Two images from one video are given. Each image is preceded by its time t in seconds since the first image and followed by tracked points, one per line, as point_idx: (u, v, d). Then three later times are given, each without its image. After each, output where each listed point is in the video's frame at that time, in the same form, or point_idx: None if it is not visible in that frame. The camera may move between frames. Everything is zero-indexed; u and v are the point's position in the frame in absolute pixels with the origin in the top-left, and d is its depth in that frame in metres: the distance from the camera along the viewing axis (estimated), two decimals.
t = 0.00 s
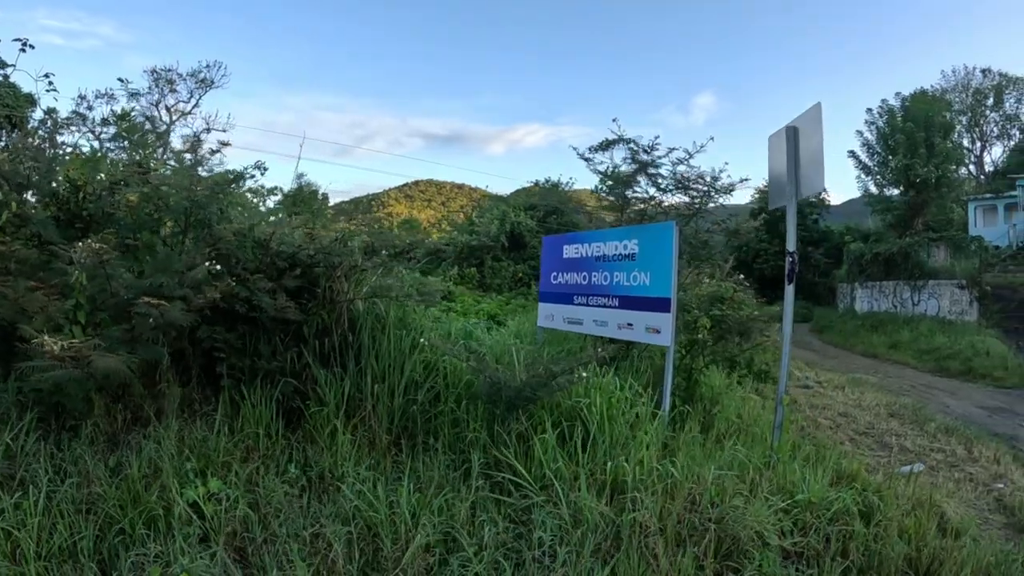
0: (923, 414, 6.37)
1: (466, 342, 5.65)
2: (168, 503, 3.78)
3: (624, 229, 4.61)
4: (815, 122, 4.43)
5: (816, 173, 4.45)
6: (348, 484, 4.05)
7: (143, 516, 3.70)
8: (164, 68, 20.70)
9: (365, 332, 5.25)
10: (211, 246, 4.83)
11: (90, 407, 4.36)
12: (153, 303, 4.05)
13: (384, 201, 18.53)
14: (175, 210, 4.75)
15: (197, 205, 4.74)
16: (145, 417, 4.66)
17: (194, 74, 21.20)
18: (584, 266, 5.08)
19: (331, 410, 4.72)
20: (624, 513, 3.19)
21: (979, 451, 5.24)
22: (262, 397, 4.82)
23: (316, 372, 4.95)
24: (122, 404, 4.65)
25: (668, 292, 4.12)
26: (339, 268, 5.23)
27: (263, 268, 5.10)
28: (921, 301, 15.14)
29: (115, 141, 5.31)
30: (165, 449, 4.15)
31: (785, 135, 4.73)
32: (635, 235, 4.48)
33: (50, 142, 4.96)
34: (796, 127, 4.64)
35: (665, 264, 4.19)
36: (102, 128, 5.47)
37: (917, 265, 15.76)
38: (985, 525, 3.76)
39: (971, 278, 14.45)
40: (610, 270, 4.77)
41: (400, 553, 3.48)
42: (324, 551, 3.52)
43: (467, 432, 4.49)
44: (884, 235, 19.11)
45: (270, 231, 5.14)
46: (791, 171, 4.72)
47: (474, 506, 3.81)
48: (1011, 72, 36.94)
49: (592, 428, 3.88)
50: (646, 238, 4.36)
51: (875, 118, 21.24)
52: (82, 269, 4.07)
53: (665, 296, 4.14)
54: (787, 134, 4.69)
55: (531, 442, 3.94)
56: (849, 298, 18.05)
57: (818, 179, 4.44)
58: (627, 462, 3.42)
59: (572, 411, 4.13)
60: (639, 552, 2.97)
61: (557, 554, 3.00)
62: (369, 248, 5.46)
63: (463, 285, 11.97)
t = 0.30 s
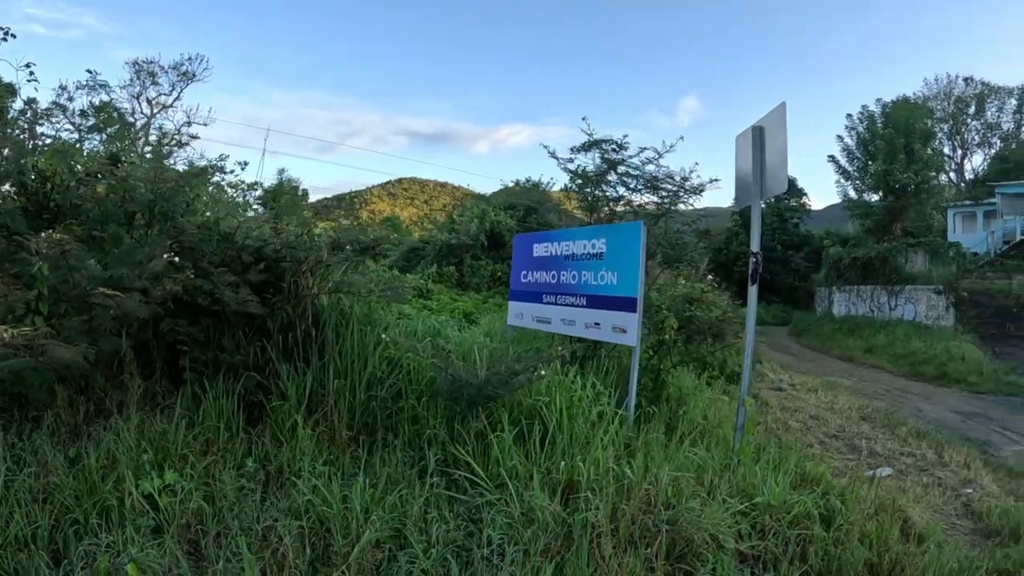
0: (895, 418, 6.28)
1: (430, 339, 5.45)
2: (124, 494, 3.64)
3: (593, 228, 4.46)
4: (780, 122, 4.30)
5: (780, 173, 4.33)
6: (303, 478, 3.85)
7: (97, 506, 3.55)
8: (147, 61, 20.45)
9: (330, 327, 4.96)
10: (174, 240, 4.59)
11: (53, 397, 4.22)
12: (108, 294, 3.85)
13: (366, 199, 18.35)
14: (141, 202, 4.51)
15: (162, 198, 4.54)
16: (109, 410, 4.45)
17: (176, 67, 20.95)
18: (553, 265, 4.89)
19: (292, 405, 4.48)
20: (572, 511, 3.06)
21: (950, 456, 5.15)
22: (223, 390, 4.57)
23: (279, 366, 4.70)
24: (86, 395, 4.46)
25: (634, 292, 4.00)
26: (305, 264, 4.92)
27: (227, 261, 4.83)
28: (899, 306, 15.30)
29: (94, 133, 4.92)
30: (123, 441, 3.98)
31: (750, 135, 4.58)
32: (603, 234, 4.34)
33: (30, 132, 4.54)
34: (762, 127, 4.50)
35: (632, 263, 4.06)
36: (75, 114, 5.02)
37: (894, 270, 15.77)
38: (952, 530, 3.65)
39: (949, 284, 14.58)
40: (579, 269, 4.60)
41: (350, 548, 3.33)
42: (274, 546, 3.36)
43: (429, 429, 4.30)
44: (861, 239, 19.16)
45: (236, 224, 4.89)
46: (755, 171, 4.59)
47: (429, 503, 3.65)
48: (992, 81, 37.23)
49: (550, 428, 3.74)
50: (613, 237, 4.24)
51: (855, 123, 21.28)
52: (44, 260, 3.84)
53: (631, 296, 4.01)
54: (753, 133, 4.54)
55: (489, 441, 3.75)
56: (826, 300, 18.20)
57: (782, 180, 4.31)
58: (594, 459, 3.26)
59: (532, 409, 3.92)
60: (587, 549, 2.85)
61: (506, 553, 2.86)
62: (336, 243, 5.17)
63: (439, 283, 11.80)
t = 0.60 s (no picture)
0: (864, 417, 6.26)
1: (394, 332, 5.28)
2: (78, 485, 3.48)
3: (561, 223, 4.35)
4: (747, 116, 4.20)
5: (746, 169, 4.23)
6: (258, 472, 3.69)
7: (49, 499, 3.37)
8: (123, 47, 19.96)
9: (292, 318, 4.71)
10: (131, 229, 4.15)
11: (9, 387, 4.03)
12: (61, 283, 3.62)
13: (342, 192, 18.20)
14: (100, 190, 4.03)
15: (121, 185, 4.12)
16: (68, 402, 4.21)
17: (152, 55, 20.60)
18: (520, 259, 4.78)
19: (252, 398, 4.26)
20: (526, 507, 2.94)
21: (918, 456, 5.11)
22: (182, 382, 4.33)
23: (240, 360, 4.47)
24: (45, 386, 4.22)
25: (599, 288, 3.88)
26: (269, 254, 4.65)
27: (187, 251, 4.50)
28: (871, 306, 15.24)
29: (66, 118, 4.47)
30: (79, 432, 3.79)
31: (717, 131, 4.50)
32: (571, 230, 4.22)
33: None
34: (729, 123, 4.42)
35: (598, 259, 3.95)
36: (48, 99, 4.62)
37: (868, 271, 15.87)
38: (917, 531, 3.59)
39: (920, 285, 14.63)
40: (546, 264, 4.48)
41: (300, 543, 3.21)
42: (225, 542, 3.22)
43: (389, 424, 4.15)
44: (835, 240, 19.30)
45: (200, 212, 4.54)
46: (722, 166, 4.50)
47: (385, 499, 3.52)
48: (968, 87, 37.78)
49: (508, 424, 3.62)
50: (579, 232, 4.12)
51: (831, 124, 21.40)
52: None
53: (596, 291, 3.90)
54: (720, 129, 4.46)
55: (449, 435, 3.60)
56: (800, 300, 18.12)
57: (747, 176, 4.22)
58: (560, 458, 3.13)
59: (493, 405, 3.78)
60: (540, 546, 2.75)
61: (457, 550, 2.75)
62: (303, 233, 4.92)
63: (412, 277, 11.63)
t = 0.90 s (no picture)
0: (837, 415, 6.20)
1: (358, 324, 5.09)
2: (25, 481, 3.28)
3: (531, 214, 4.20)
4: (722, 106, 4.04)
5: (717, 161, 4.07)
6: (213, 468, 3.49)
7: None
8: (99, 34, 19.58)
9: (253, 308, 4.42)
10: (88, 215, 3.86)
11: None
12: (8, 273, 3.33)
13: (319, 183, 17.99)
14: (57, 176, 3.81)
15: (76, 171, 3.87)
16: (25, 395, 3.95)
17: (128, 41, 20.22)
18: (489, 251, 4.63)
19: (211, 391, 4.04)
20: (484, 507, 2.80)
21: (891, 454, 5.05)
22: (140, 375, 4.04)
23: (200, 352, 4.20)
24: None
25: (569, 281, 3.73)
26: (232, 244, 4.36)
27: (147, 240, 4.22)
28: (845, 304, 15.33)
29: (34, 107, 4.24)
30: (32, 425, 3.58)
31: (690, 121, 4.34)
32: (540, 221, 4.06)
33: None
34: (701, 114, 4.29)
35: (568, 251, 3.79)
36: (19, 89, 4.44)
37: (843, 269, 15.93)
38: (891, 532, 3.51)
39: (895, 284, 14.70)
40: (515, 257, 4.33)
41: (252, 542, 3.04)
42: (173, 540, 3.05)
43: (349, 418, 3.98)
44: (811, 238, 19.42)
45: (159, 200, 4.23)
46: (694, 157, 4.33)
47: (341, 497, 3.35)
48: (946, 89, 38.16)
49: (471, 421, 3.46)
50: (550, 223, 3.97)
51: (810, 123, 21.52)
52: None
53: (565, 285, 3.75)
54: (693, 120, 4.32)
55: (410, 430, 3.44)
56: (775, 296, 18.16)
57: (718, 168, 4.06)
58: (524, 455, 2.98)
59: (454, 400, 3.61)
60: (498, 547, 2.62)
61: (411, 551, 2.60)
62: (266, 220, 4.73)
63: (386, 269, 11.42)
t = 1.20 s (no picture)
0: (807, 413, 6.14)
1: (317, 315, 4.90)
2: None
3: (495, 206, 4.04)
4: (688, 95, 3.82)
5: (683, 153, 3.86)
6: (157, 462, 3.28)
7: None
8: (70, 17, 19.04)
9: (206, 300, 4.10)
10: (35, 201, 3.38)
11: None
12: None
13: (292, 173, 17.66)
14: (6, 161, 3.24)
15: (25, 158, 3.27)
16: None
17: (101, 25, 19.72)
18: (454, 243, 4.48)
19: (162, 383, 3.78)
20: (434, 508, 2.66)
21: (860, 454, 4.99)
22: (89, 368, 3.74)
23: (152, 342, 3.90)
24: None
25: (532, 273, 3.57)
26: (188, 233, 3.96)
27: (99, 227, 3.84)
28: (817, 302, 15.35)
29: None
30: None
31: (657, 111, 4.12)
32: (505, 213, 3.90)
33: None
34: (668, 103, 4.07)
35: (532, 244, 3.62)
36: None
37: (817, 267, 15.99)
38: (858, 535, 3.42)
39: (867, 283, 14.77)
40: (478, 249, 4.18)
41: (191, 540, 2.86)
42: (110, 539, 2.87)
43: (299, 412, 3.79)
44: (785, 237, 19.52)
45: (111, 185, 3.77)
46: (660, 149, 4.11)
47: (288, 495, 3.18)
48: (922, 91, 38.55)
49: (426, 416, 3.28)
50: (515, 215, 3.80)
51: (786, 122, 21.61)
52: None
53: (528, 277, 3.59)
54: (660, 109, 4.10)
55: (363, 426, 3.26)
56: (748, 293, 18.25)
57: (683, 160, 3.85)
58: (478, 452, 2.83)
59: (408, 395, 3.45)
60: (444, 550, 2.48)
61: (353, 554, 2.46)
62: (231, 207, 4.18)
63: (358, 261, 11.21)
